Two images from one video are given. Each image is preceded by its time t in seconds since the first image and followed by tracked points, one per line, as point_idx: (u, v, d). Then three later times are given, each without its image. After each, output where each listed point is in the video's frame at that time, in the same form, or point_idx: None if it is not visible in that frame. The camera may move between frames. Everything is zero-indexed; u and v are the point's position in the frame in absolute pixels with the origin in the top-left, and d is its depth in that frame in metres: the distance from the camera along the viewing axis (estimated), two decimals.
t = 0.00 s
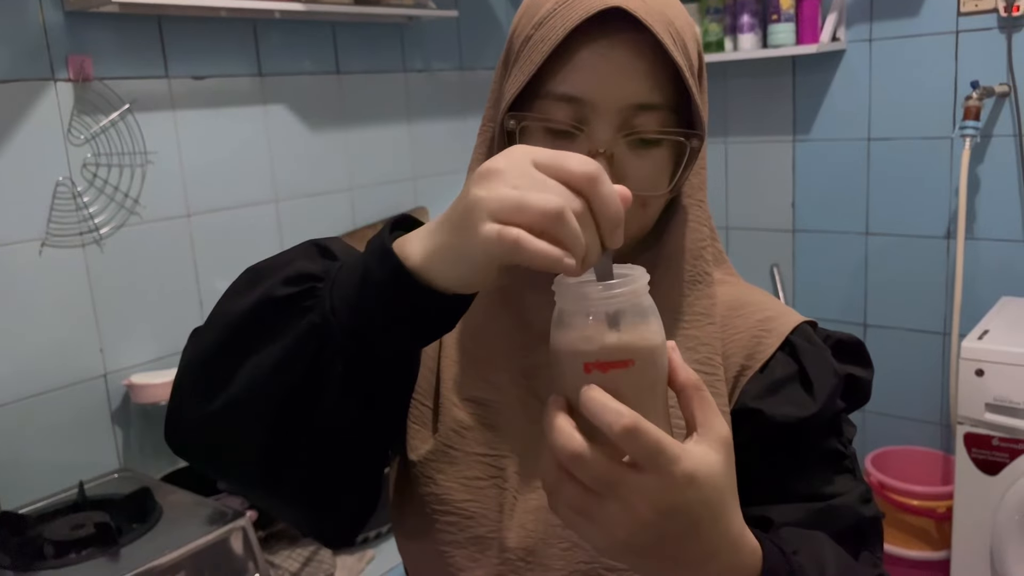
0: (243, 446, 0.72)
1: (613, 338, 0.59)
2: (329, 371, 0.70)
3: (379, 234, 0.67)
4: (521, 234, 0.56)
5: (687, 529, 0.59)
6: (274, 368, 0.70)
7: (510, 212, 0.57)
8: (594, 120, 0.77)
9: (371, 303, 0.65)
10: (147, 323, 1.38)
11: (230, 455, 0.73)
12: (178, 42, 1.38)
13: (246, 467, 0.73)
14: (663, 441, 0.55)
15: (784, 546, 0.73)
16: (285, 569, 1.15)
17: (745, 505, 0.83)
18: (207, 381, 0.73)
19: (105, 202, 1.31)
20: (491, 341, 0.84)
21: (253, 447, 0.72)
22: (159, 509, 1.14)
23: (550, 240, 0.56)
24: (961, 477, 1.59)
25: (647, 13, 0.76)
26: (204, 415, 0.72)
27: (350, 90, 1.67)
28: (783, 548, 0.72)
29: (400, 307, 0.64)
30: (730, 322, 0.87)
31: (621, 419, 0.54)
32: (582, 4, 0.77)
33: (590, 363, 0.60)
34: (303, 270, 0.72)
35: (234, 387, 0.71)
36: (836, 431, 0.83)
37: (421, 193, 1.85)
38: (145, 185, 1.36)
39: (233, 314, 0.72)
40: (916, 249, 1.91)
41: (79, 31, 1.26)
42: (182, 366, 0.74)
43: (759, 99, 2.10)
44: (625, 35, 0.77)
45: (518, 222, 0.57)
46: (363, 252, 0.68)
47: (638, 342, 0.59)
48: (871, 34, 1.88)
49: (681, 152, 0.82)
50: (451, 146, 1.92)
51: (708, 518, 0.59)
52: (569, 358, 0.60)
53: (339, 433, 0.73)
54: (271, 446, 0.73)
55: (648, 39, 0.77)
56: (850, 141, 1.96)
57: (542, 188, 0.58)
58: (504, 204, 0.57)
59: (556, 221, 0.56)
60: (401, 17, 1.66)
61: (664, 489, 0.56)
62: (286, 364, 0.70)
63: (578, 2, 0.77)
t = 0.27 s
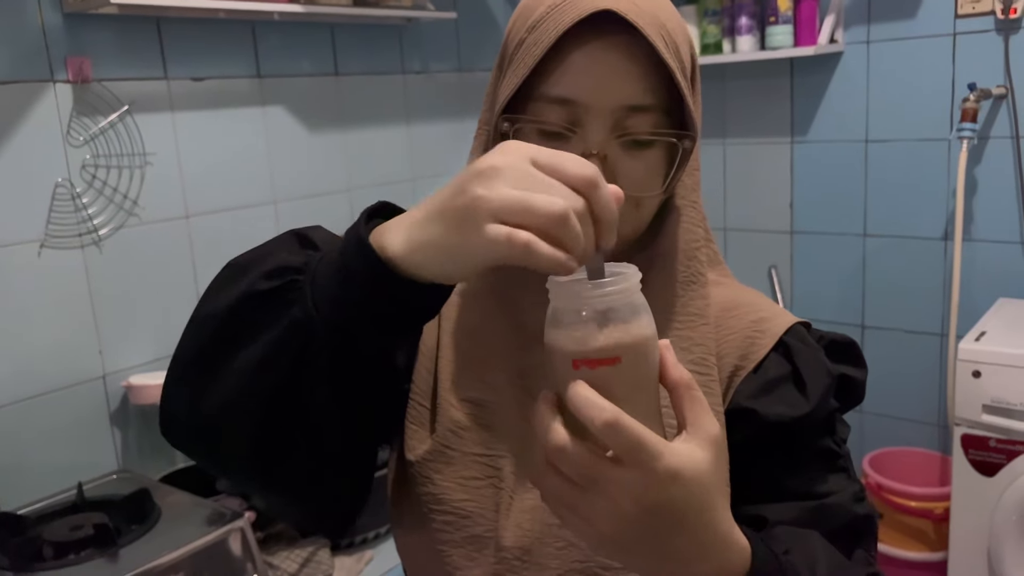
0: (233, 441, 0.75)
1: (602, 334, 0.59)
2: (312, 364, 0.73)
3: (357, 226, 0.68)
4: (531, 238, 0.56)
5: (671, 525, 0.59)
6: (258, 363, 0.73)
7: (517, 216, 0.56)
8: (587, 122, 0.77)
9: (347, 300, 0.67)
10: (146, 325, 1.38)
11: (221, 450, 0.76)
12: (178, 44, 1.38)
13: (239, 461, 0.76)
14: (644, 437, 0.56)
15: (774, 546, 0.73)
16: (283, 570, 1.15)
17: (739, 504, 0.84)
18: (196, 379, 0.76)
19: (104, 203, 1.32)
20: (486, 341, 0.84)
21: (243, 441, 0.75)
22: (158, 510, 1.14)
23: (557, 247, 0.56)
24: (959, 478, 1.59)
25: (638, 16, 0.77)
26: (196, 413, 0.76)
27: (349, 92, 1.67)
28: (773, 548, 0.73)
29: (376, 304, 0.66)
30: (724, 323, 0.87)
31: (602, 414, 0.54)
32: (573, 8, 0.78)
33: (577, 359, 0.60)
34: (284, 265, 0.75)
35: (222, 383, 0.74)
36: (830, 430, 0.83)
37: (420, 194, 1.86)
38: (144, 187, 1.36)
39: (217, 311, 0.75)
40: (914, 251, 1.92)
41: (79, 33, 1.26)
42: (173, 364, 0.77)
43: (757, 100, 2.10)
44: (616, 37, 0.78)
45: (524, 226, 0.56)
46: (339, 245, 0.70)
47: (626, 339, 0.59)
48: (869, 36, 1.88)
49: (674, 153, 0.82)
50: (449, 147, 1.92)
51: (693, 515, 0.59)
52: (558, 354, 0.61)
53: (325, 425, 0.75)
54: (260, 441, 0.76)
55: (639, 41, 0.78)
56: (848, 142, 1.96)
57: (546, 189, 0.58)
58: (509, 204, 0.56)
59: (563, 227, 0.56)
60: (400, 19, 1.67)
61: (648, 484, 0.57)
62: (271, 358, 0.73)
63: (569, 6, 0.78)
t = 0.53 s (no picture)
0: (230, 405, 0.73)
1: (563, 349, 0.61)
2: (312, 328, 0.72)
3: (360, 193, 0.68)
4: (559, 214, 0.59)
5: (611, 534, 0.62)
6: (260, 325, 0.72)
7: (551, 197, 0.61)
8: (579, 128, 0.78)
9: (350, 259, 0.67)
10: (145, 328, 1.38)
11: (219, 416, 0.74)
12: (177, 47, 1.38)
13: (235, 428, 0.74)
14: (578, 450, 0.59)
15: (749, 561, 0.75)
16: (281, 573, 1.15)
17: (732, 510, 0.85)
18: (196, 346, 0.75)
19: (103, 207, 1.32)
20: (487, 343, 0.85)
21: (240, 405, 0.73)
22: (156, 514, 1.14)
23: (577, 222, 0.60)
24: (957, 482, 1.59)
25: (627, 21, 0.77)
26: (194, 379, 0.74)
27: (348, 95, 1.68)
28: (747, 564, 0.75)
29: (377, 265, 0.67)
30: (719, 327, 0.87)
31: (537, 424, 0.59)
32: (562, 15, 0.78)
33: (536, 373, 0.61)
34: (290, 233, 0.75)
35: (223, 347, 0.74)
36: (824, 435, 0.83)
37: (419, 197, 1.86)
38: (143, 190, 1.36)
39: (222, 277, 0.75)
40: (912, 254, 1.92)
41: (79, 36, 1.26)
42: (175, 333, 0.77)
43: (756, 104, 2.11)
44: (607, 43, 0.78)
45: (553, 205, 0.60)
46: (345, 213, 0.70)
47: (587, 357, 0.60)
48: (867, 39, 1.89)
49: (665, 157, 0.83)
50: (448, 150, 1.93)
51: (635, 529, 0.62)
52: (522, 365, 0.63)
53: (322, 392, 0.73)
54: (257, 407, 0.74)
55: (630, 45, 0.78)
56: (846, 146, 1.97)
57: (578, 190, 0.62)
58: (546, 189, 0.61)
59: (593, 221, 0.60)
60: (399, 22, 1.67)
61: (583, 496, 0.60)
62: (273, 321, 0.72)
63: (559, 13, 0.79)
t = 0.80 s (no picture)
0: (230, 425, 0.75)
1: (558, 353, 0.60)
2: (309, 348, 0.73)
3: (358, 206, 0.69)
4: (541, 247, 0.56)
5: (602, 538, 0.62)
6: (257, 347, 0.73)
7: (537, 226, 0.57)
8: (582, 130, 0.78)
9: (345, 283, 0.68)
10: (145, 329, 1.38)
11: (218, 434, 0.76)
12: (178, 49, 1.38)
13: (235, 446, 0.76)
14: (567, 454, 0.59)
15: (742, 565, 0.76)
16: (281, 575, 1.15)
17: (732, 512, 0.86)
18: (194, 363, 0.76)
19: (104, 208, 1.32)
20: (489, 344, 0.84)
21: (239, 425, 0.75)
22: (157, 515, 1.14)
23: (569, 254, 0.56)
24: (957, 484, 1.59)
25: (629, 23, 0.77)
26: (193, 395, 0.76)
27: (349, 97, 1.68)
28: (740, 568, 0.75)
29: (369, 289, 0.67)
30: (720, 330, 0.87)
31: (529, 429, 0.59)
32: (564, 18, 0.78)
33: (532, 374, 0.61)
34: (281, 250, 0.75)
35: (220, 366, 0.75)
36: (825, 439, 0.83)
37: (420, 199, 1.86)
38: (144, 191, 1.37)
39: (216, 296, 0.75)
40: (913, 257, 1.92)
41: (80, 38, 1.26)
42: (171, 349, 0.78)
43: (757, 106, 2.11)
44: (609, 46, 0.78)
45: (538, 235, 0.56)
46: (338, 233, 0.70)
47: (582, 362, 0.60)
48: (868, 42, 1.89)
49: (668, 160, 0.83)
50: (449, 152, 1.93)
51: (627, 533, 0.61)
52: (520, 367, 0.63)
53: (321, 410, 0.75)
54: (256, 424, 0.76)
55: (632, 49, 0.78)
56: (846, 149, 1.97)
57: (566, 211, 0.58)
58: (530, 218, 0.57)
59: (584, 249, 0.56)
60: (400, 25, 1.67)
61: (573, 500, 0.60)
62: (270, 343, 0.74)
63: (561, 17, 0.79)
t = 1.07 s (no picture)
0: (225, 419, 0.76)
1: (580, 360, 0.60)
2: (304, 345, 0.74)
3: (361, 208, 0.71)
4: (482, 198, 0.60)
5: (626, 544, 0.62)
6: (254, 343, 0.75)
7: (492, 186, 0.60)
8: (582, 134, 0.78)
9: (339, 277, 0.69)
10: (147, 332, 1.38)
11: (214, 431, 0.77)
12: (180, 52, 1.39)
13: (229, 442, 0.77)
14: (597, 463, 0.58)
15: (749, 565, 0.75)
16: None
17: (733, 515, 0.85)
18: (194, 359, 0.78)
19: (106, 211, 1.32)
20: (489, 348, 0.85)
21: (233, 419, 0.75)
22: (158, 517, 1.15)
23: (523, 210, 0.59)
24: (959, 486, 1.59)
25: (629, 28, 0.77)
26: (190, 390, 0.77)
27: (351, 100, 1.68)
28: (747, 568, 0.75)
29: (365, 284, 0.68)
30: (721, 333, 0.88)
31: (559, 439, 0.57)
32: (564, 23, 0.78)
33: (552, 382, 0.61)
34: (285, 251, 0.77)
35: (218, 361, 0.76)
36: (825, 442, 0.83)
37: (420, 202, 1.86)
38: (146, 195, 1.37)
39: (219, 294, 0.77)
40: (914, 259, 1.92)
41: (82, 41, 1.27)
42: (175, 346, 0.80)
43: (758, 109, 2.11)
44: (609, 51, 0.78)
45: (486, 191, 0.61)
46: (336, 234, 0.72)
47: (605, 368, 0.60)
48: (868, 45, 1.89)
49: (668, 164, 0.83)
50: (450, 154, 1.93)
51: (649, 538, 0.61)
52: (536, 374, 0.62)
53: (312, 404, 0.75)
54: (249, 419, 0.76)
55: (632, 54, 0.78)
56: (847, 151, 1.97)
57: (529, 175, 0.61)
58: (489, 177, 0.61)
59: (537, 207, 0.59)
60: (401, 28, 1.67)
61: (600, 507, 0.60)
62: (266, 339, 0.74)
63: (561, 21, 0.79)
